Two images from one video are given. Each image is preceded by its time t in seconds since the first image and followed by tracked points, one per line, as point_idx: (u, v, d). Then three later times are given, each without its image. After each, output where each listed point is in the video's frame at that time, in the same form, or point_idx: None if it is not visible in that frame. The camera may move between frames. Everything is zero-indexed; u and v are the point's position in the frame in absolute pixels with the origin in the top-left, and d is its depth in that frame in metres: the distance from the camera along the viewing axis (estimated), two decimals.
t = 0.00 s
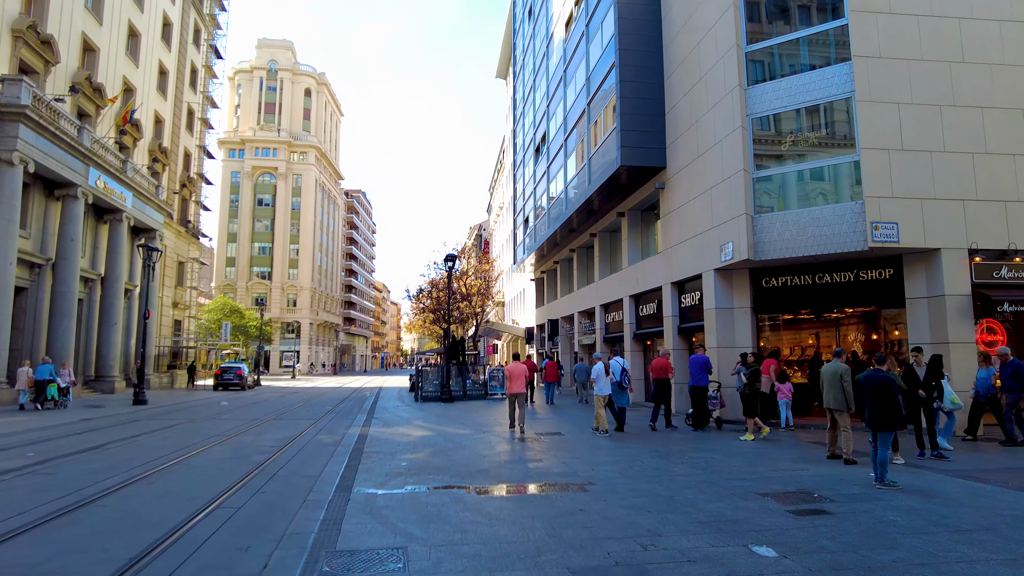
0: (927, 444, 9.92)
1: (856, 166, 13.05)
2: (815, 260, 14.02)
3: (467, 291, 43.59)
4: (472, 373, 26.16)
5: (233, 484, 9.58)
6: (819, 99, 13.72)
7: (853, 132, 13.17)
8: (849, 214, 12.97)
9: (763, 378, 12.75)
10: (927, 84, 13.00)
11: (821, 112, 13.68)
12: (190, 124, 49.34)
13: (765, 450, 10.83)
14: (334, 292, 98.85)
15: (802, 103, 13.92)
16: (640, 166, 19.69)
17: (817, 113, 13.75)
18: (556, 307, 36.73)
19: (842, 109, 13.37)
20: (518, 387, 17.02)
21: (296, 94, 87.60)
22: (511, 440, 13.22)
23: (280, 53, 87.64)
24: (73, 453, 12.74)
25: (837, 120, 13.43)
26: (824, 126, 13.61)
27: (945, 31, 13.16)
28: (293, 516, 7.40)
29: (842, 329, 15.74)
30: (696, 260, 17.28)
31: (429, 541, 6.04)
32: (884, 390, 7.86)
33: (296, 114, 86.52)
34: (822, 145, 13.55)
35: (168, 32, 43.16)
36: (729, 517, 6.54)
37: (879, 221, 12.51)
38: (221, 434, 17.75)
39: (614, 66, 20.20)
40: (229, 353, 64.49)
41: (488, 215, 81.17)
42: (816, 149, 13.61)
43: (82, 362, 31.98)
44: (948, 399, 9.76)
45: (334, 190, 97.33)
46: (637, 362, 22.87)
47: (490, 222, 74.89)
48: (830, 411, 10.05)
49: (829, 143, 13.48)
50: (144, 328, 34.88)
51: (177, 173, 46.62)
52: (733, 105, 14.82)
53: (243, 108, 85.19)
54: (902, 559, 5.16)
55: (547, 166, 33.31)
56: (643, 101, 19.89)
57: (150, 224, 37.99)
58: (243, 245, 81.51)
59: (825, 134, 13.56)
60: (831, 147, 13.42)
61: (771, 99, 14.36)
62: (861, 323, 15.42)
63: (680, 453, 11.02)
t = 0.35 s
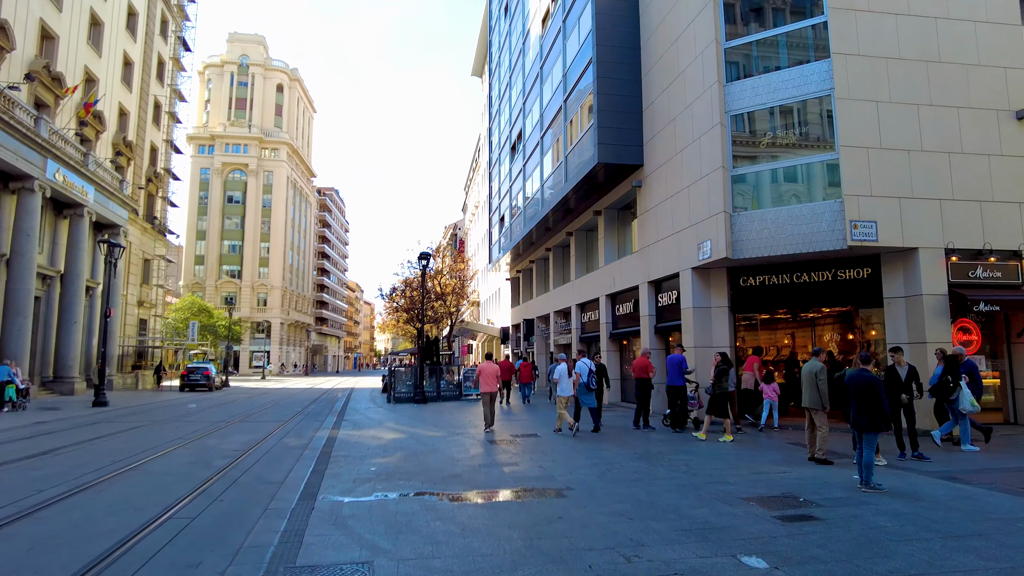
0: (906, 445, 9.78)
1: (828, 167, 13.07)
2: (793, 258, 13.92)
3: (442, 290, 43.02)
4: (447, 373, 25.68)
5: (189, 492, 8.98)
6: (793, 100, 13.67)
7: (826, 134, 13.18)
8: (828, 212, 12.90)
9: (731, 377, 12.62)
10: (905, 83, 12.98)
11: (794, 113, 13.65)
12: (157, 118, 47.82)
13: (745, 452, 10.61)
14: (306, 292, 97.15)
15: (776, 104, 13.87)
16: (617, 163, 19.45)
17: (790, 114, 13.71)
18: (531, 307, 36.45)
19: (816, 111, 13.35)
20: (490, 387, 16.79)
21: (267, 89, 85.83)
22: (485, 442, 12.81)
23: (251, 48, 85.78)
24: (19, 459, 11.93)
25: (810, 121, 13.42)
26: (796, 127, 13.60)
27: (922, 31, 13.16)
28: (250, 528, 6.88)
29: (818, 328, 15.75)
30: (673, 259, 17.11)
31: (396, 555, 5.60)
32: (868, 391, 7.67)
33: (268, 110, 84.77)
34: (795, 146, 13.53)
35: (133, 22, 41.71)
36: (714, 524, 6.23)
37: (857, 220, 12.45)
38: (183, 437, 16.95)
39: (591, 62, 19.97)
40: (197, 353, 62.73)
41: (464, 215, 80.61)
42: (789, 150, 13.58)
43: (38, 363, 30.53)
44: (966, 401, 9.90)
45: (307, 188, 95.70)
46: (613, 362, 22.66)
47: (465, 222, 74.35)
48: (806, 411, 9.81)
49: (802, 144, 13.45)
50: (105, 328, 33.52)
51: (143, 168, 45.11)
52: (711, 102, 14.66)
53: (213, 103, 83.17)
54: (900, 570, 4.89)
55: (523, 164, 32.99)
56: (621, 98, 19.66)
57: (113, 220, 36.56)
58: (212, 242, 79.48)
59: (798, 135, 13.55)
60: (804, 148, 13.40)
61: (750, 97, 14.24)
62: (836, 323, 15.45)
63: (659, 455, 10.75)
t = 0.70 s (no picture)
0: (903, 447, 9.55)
1: (815, 168, 12.97)
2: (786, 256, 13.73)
3: (428, 290, 42.55)
4: (433, 373, 25.27)
5: (160, 497, 8.52)
6: (781, 99, 13.53)
7: (812, 134, 13.08)
8: (821, 209, 12.69)
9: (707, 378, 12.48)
10: (899, 79, 12.83)
11: (781, 114, 13.53)
12: (138, 113, 46.86)
13: (739, 453, 10.36)
14: (290, 291, 96.03)
15: (763, 104, 13.75)
16: (606, 160, 19.16)
17: (777, 114, 13.59)
18: (519, 306, 36.15)
19: (804, 112, 13.24)
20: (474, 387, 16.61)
21: (252, 86, 84.70)
22: (472, 444, 12.45)
23: (235, 44, 84.58)
24: None
25: (797, 121, 13.31)
26: (783, 126, 13.48)
27: (916, 27, 13.02)
28: (222, 537, 6.47)
29: (808, 327, 15.61)
30: (663, 257, 16.87)
31: (377, 567, 5.24)
32: (867, 391, 7.38)
33: (252, 107, 83.64)
34: (781, 146, 13.41)
35: (112, 15, 40.78)
36: (714, 531, 5.94)
37: (852, 216, 12.26)
38: (159, 439, 16.38)
39: (580, 57, 19.67)
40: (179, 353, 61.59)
41: (451, 214, 80.10)
42: (775, 150, 13.48)
43: (12, 363, 29.59)
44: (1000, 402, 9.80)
45: (292, 186, 94.60)
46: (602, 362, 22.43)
47: (453, 221, 73.83)
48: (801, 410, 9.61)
49: (788, 144, 13.34)
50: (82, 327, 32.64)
51: (123, 164, 44.11)
52: (703, 97, 14.43)
53: (196, 99, 81.89)
54: None
55: (511, 162, 32.66)
56: (610, 94, 19.39)
57: (91, 216, 35.65)
58: (195, 240, 78.19)
59: (785, 135, 13.43)
60: (790, 148, 13.30)
61: (741, 92, 14.05)
62: (826, 322, 15.34)
63: (651, 457, 10.47)
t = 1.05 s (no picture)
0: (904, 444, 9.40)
1: (809, 170, 12.81)
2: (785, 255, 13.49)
3: (421, 289, 42.10)
4: (424, 374, 24.88)
5: (138, 504, 8.11)
6: (776, 99, 13.36)
7: (807, 134, 12.92)
8: (822, 207, 12.46)
9: (694, 378, 12.34)
10: (901, 74, 12.62)
11: (775, 116, 13.35)
12: (126, 110, 46.14)
13: (740, 457, 10.08)
14: (281, 291, 95.14)
15: (757, 104, 13.58)
16: (602, 158, 18.86)
17: (771, 116, 13.42)
18: (512, 306, 35.80)
19: (798, 113, 13.07)
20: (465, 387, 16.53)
21: (242, 84, 83.88)
22: (465, 447, 12.11)
23: (226, 41, 83.72)
24: None
25: (791, 122, 13.13)
26: (777, 128, 13.31)
27: (917, 22, 12.81)
28: (201, 549, 6.09)
29: (805, 328, 15.41)
30: (660, 256, 16.60)
31: None
32: (877, 393, 7.08)
33: (243, 105, 82.87)
34: (774, 146, 13.26)
35: (99, 9, 40.06)
36: (723, 541, 5.63)
37: (853, 214, 12.03)
38: (143, 441, 15.90)
39: (575, 53, 19.39)
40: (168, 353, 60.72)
41: (443, 214, 79.64)
42: (767, 151, 13.34)
43: None
44: None
45: (282, 185, 93.82)
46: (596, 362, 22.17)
47: (445, 221, 73.42)
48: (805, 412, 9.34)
49: (781, 144, 13.18)
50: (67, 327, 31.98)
51: (110, 162, 43.35)
52: (701, 93, 14.16)
53: (186, 97, 80.97)
54: None
55: (504, 160, 32.33)
56: (606, 90, 19.10)
57: (77, 214, 34.94)
58: (185, 239, 77.26)
59: (778, 136, 13.26)
60: (782, 147, 13.15)
61: (741, 87, 13.81)
62: (824, 323, 15.17)
63: (650, 461, 10.16)
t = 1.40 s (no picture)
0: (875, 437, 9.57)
1: (797, 170, 12.70)
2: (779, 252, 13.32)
3: (408, 288, 41.61)
4: (411, 374, 24.46)
5: (105, 509, 7.67)
6: (765, 99, 13.22)
7: (795, 134, 12.84)
8: (816, 203, 12.27)
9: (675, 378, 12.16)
10: (896, 69, 12.47)
11: (764, 116, 13.23)
12: (107, 105, 45.21)
13: (734, 458, 9.82)
14: (266, 290, 93.99)
15: (745, 105, 13.43)
16: (592, 154, 18.60)
17: (760, 116, 13.29)
18: (500, 306, 35.42)
19: (787, 115, 12.95)
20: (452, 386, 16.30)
21: (228, 81, 82.80)
22: (452, 449, 11.74)
23: (211, 37, 82.61)
24: None
25: (780, 123, 13.01)
26: (767, 128, 13.18)
27: (911, 17, 12.66)
28: (167, 558, 5.69)
29: (796, 327, 15.16)
30: (651, 253, 16.38)
31: None
32: (879, 391, 6.80)
33: (229, 102, 81.87)
34: (762, 146, 13.14)
35: (79, 1, 39.17)
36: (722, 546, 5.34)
37: (848, 210, 11.85)
38: (118, 442, 15.35)
39: (566, 47, 19.15)
40: (150, 353, 59.58)
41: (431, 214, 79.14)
42: (756, 151, 13.19)
43: None
44: None
45: (268, 183, 92.78)
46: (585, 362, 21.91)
47: (433, 220, 72.94)
48: (801, 412, 9.10)
49: (770, 144, 13.06)
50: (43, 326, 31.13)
51: (91, 158, 42.39)
52: (694, 87, 13.93)
53: (170, 94, 79.76)
54: None
55: (492, 158, 32.00)
56: (596, 85, 18.86)
57: (55, 210, 34.06)
58: (168, 238, 75.99)
59: (767, 137, 13.14)
60: (771, 147, 13.02)
61: (734, 81, 13.57)
62: (815, 322, 15.01)
63: (642, 462, 9.86)
